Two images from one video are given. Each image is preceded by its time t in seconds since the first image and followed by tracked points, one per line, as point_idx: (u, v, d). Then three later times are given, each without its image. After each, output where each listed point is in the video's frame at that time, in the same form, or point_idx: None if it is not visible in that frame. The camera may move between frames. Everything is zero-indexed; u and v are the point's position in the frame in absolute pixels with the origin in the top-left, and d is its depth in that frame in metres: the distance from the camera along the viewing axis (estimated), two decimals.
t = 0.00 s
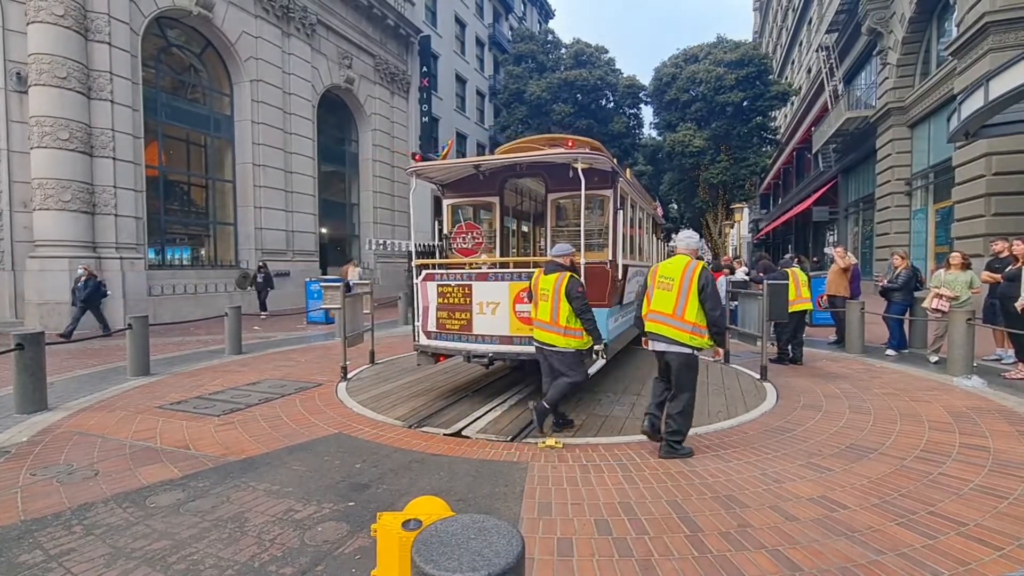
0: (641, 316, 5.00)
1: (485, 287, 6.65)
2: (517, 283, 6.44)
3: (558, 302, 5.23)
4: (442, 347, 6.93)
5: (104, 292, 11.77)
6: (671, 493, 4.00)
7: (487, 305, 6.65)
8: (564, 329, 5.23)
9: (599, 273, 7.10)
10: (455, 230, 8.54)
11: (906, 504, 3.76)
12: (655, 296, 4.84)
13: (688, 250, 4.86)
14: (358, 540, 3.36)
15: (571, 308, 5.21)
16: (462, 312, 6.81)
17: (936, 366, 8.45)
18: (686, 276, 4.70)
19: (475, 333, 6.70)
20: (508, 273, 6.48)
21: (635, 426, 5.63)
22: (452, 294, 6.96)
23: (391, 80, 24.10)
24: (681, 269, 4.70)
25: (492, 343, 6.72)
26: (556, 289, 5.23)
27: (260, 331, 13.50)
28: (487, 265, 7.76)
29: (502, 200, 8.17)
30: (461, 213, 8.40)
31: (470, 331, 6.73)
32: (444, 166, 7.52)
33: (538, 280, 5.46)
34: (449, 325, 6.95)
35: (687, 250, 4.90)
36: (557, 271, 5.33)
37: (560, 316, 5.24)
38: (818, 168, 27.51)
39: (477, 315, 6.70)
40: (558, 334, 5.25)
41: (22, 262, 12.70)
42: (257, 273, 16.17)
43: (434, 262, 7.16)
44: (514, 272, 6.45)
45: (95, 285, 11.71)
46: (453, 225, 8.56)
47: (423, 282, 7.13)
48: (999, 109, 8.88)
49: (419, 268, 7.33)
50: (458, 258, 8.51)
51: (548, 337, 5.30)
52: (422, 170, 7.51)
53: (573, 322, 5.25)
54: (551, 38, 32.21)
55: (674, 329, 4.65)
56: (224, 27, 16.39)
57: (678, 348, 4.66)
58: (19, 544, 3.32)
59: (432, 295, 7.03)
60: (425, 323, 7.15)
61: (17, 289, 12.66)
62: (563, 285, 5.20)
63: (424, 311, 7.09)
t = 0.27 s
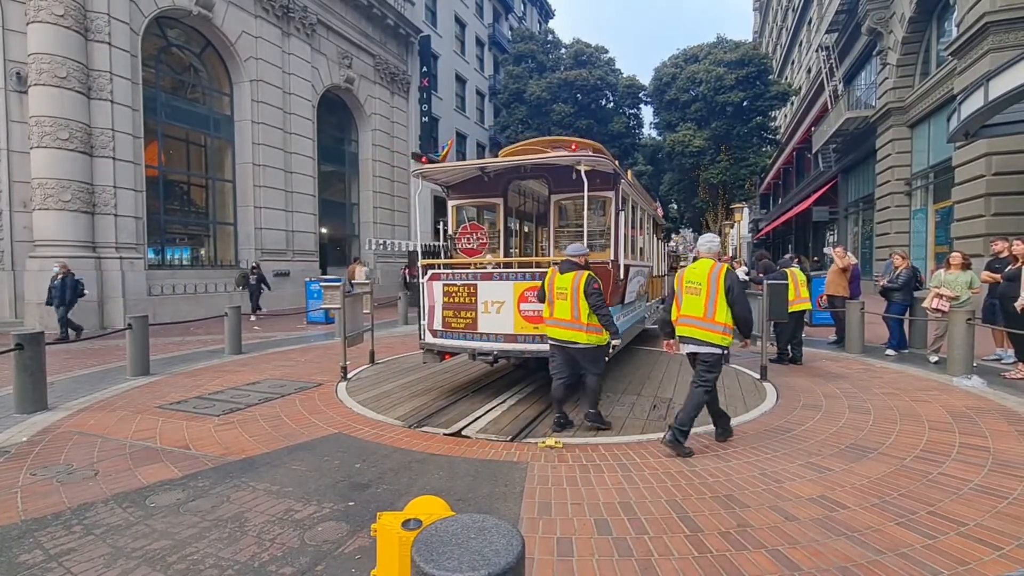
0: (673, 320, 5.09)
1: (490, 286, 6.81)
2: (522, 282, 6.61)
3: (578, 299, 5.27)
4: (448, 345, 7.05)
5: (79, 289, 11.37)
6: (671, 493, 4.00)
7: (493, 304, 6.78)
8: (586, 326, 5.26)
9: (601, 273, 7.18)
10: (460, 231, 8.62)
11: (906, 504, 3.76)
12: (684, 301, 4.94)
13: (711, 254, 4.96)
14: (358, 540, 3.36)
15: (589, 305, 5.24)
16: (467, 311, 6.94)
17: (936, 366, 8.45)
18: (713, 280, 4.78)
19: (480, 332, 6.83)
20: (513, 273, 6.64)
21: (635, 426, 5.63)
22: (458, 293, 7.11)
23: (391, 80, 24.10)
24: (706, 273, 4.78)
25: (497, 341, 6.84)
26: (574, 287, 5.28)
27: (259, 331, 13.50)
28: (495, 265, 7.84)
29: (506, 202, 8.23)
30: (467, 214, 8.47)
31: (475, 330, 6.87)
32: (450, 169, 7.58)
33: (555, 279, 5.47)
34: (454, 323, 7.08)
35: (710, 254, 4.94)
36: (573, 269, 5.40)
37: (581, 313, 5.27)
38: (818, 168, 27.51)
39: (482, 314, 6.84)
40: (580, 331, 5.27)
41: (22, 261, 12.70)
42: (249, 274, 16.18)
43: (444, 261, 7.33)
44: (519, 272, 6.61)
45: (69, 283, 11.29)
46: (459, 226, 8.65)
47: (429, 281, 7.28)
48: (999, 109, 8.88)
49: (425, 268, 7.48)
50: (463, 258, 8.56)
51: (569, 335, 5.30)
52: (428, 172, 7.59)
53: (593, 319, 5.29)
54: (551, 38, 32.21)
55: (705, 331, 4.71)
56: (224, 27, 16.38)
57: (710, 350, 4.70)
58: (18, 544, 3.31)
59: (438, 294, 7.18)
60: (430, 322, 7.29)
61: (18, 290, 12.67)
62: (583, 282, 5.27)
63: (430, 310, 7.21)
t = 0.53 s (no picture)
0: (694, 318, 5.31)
1: (493, 286, 6.98)
2: (525, 283, 6.77)
3: (601, 302, 5.34)
4: (452, 344, 7.26)
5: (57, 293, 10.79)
6: (670, 493, 4.00)
7: (497, 304, 6.96)
8: (608, 328, 5.37)
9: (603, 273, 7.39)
10: (464, 232, 8.67)
11: (905, 504, 3.76)
12: (707, 298, 5.17)
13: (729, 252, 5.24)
14: (357, 541, 3.36)
15: (612, 309, 5.33)
16: (471, 311, 7.13)
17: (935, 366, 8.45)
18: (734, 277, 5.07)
19: (484, 331, 7.02)
20: (518, 274, 6.80)
21: (634, 425, 5.63)
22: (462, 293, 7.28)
23: (390, 81, 24.10)
24: (728, 271, 5.08)
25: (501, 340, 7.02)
26: (597, 292, 5.35)
27: (258, 332, 13.49)
28: (498, 266, 7.91)
29: (509, 203, 8.28)
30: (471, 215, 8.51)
31: (480, 329, 7.05)
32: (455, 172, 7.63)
33: (575, 282, 5.51)
34: (459, 323, 7.27)
35: (725, 252, 5.26)
36: (596, 273, 5.44)
37: (604, 316, 5.37)
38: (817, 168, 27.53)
39: (486, 313, 7.02)
40: (603, 334, 5.38)
41: (20, 263, 12.68)
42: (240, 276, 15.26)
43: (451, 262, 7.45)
44: (523, 273, 6.78)
45: (45, 288, 10.73)
46: (462, 226, 8.69)
47: (434, 282, 7.49)
48: (997, 110, 8.91)
49: (431, 268, 7.67)
50: (467, 258, 8.59)
51: (591, 337, 5.42)
52: (433, 174, 7.64)
53: (615, 321, 5.39)
54: (549, 38, 32.21)
55: (735, 326, 4.97)
56: (222, 28, 16.37)
57: (741, 343, 4.97)
58: (17, 546, 3.31)
59: (442, 294, 7.37)
60: (436, 321, 7.49)
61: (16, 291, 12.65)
62: (606, 286, 5.34)
63: (435, 310, 7.43)
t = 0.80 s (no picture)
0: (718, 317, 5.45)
1: (498, 286, 7.02)
2: (528, 283, 6.81)
3: (623, 299, 5.53)
4: (456, 343, 7.31)
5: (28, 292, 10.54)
6: (669, 493, 4.00)
7: (500, 304, 7.01)
8: (630, 325, 5.52)
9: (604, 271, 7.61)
10: (467, 233, 8.64)
11: (903, 504, 3.77)
12: (732, 299, 5.29)
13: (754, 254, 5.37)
14: (356, 541, 3.36)
15: (635, 306, 5.55)
16: (476, 310, 7.18)
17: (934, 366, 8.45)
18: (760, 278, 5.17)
19: (488, 330, 7.06)
20: (521, 273, 6.84)
21: (633, 425, 5.64)
22: (467, 293, 7.34)
23: (390, 81, 24.11)
24: (756, 272, 5.17)
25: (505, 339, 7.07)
26: (620, 288, 5.55)
27: (257, 332, 13.50)
28: (502, 266, 7.93)
29: (511, 204, 8.38)
30: (473, 217, 8.56)
31: (484, 328, 7.09)
32: (460, 174, 7.69)
33: (597, 279, 5.73)
34: (463, 322, 7.32)
35: (752, 254, 5.38)
36: (618, 270, 5.67)
37: (626, 313, 5.54)
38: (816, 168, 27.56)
39: (491, 313, 7.06)
40: (625, 329, 5.52)
41: (19, 263, 12.66)
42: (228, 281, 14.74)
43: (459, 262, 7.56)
44: (526, 272, 6.81)
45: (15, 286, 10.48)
46: (465, 227, 8.68)
47: (439, 281, 7.54)
48: (995, 110, 8.94)
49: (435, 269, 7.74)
50: (470, 259, 8.52)
51: (613, 334, 5.55)
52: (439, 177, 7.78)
53: (637, 318, 5.58)
54: (549, 39, 32.21)
55: (759, 326, 5.08)
56: (221, 28, 16.35)
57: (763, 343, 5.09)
58: (16, 546, 3.30)
59: (447, 295, 7.42)
60: (440, 321, 7.55)
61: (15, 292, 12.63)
62: (628, 283, 5.56)
63: (440, 309, 7.48)
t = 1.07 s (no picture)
0: (742, 311, 5.64)
1: (501, 285, 7.10)
2: (532, 282, 6.89)
3: (634, 297, 5.59)
4: (461, 340, 7.39)
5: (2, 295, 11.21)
6: (668, 493, 4.00)
7: (504, 303, 7.09)
8: (640, 323, 5.57)
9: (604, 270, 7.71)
10: (471, 233, 8.71)
11: (902, 504, 3.77)
12: (755, 294, 5.49)
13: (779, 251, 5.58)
14: (355, 541, 3.35)
15: (645, 305, 5.59)
16: (479, 309, 7.26)
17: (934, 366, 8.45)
18: (785, 274, 5.37)
19: (492, 328, 7.15)
20: (525, 273, 6.92)
21: (633, 425, 5.63)
22: (471, 292, 7.41)
23: (389, 80, 24.10)
24: (780, 267, 5.36)
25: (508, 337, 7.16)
26: (631, 287, 5.61)
27: (256, 332, 13.49)
28: (505, 266, 7.95)
29: (514, 205, 8.40)
30: (478, 217, 8.66)
31: (488, 326, 7.18)
32: (463, 176, 7.84)
33: (609, 278, 5.79)
34: (468, 320, 7.41)
35: (774, 252, 5.58)
36: (629, 269, 5.71)
37: (635, 311, 5.58)
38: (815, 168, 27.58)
39: (494, 311, 7.15)
40: (635, 328, 5.57)
41: (17, 262, 12.65)
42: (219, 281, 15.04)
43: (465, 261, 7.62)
44: (530, 272, 6.90)
45: None
46: (469, 227, 8.76)
47: (444, 281, 7.62)
48: (994, 110, 8.95)
49: (439, 268, 7.83)
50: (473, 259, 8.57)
51: (623, 332, 5.59)
52: (444, 179, 7.90)
53: (647, 316, 5.62)
54: (548, 38, 32.19)
55: (781, 321, 5.27)
56: (220, 28, 16.34)
57: (784, 338, 5.27)
58: (14, 546, 3.30)
59: (452, 293, 7.50)
60: (444, 319, 7.63)
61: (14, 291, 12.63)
62: (639, 282, 5.61)
63: (444, 308, 7.57)
